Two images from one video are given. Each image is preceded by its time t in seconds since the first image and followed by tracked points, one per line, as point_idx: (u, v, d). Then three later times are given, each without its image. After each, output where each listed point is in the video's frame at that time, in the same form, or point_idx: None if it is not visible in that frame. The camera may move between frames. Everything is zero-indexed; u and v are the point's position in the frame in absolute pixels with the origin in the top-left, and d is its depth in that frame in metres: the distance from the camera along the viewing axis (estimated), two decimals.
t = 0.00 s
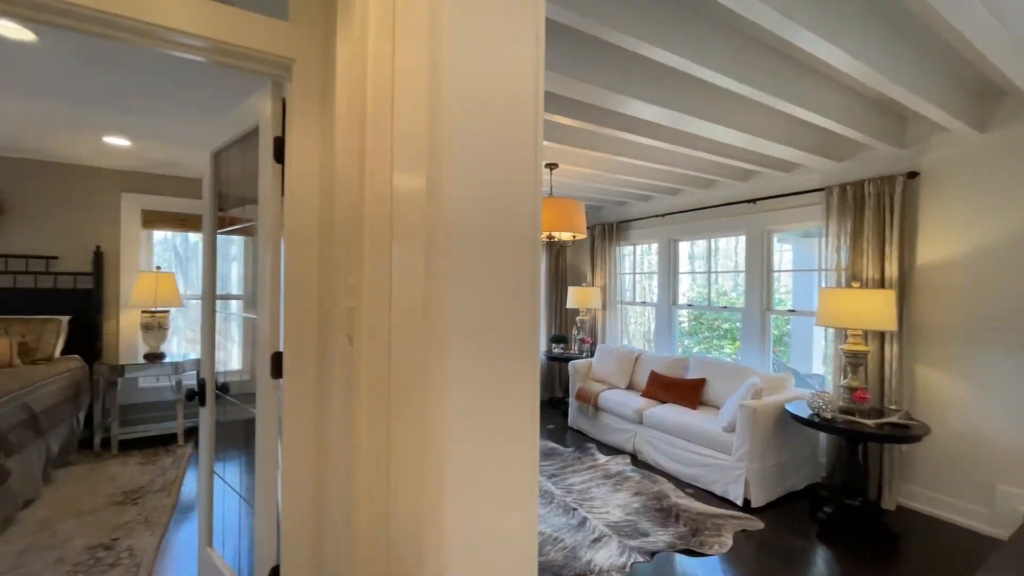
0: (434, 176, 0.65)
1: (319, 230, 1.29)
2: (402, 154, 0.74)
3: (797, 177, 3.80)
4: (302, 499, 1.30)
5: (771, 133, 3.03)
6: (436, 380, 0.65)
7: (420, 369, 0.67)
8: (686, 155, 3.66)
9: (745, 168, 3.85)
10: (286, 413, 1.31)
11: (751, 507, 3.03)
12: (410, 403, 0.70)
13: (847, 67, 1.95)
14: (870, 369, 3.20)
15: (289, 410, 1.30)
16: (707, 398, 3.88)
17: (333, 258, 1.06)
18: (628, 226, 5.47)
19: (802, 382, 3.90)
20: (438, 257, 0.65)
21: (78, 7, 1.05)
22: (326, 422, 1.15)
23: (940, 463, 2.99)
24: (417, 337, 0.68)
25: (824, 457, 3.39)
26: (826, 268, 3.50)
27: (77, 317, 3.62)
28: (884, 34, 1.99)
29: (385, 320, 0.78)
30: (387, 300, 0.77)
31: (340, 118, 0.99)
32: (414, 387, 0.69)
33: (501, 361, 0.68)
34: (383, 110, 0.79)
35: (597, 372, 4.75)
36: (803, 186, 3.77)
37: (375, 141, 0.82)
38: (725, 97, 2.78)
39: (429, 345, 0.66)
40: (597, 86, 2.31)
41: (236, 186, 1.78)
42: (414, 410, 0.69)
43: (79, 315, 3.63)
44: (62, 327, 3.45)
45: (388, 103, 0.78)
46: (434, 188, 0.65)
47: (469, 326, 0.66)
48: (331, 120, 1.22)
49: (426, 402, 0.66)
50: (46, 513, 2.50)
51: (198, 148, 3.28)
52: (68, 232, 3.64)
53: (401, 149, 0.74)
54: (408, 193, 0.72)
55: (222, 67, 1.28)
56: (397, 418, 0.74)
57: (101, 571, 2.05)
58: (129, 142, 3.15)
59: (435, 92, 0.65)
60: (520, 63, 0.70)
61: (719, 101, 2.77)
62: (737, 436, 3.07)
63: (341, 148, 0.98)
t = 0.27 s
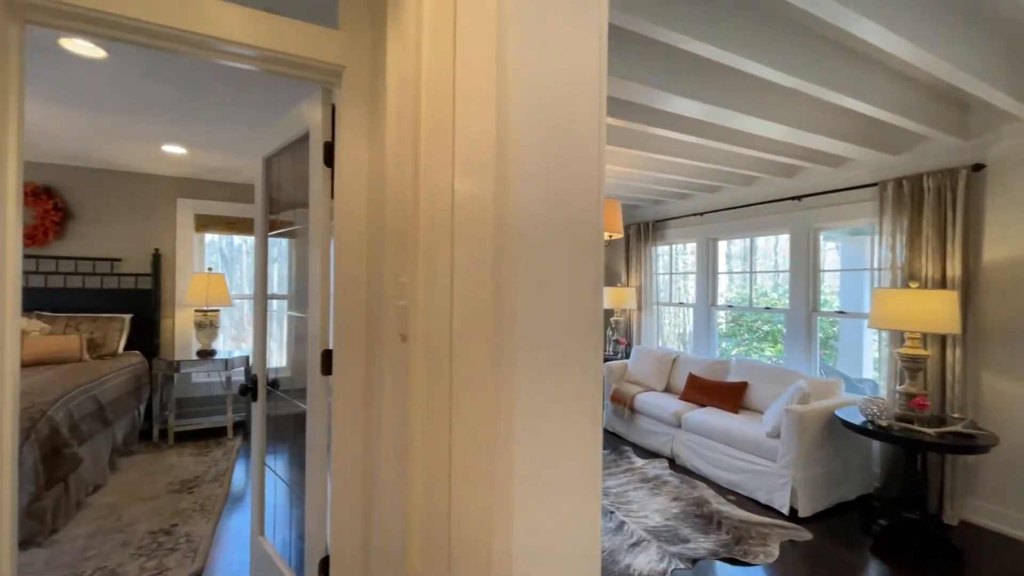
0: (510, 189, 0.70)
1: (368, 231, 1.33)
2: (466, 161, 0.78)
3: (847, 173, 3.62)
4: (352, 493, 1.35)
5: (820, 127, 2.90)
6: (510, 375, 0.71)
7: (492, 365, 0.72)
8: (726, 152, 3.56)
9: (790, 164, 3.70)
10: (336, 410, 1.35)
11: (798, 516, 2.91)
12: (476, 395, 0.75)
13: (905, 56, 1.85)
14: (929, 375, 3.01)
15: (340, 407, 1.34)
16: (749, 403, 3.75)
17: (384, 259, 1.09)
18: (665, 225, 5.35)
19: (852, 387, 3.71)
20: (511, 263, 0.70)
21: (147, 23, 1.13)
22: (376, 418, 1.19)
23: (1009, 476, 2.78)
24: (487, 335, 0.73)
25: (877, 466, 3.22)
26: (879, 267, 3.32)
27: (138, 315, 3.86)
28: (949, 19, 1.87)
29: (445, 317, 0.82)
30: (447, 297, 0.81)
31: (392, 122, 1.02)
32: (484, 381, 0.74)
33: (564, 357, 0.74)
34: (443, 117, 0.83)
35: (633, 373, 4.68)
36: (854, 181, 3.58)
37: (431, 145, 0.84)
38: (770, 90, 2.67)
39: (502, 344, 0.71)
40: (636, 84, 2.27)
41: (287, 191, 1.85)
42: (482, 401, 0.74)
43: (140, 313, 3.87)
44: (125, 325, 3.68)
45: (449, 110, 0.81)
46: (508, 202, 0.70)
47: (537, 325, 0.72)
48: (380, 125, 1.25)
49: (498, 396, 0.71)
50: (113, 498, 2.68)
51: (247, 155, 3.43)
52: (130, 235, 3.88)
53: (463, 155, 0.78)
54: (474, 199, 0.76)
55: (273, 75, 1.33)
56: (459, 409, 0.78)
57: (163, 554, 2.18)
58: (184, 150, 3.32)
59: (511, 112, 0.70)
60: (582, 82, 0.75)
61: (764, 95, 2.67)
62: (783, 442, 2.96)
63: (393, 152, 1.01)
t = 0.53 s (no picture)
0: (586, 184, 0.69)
1: (416, 231, 1.35)
2: (534, 158, 0.78)
3: (904, 166, 3.42)
4: (401, 490, 1.37)
5: (877, 118, 2.74)
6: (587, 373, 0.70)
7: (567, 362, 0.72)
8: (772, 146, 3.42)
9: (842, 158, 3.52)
10: (384, 409, 1.37)
11: (852, 529, 2.76)
12: (547, 392, 0.75)
13: (979, 38, 1.72)
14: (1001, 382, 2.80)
15: (390, 406, 1.36)
16: (796, 408, 3.59)
17: (436, 258, 1.10)
18: (703, 223, 5.20)
19: (911, 394, 3.49)
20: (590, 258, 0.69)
21: (210, 31, 1.18)
22: (427, 416, 1.20)
23: None
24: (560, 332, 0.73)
25: (940, 478, 3.02)
26: (942, 266, 3.11)
27: (191, 313, 4.06)
28: None
29: (513, 315, 0.82)
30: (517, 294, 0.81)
31: (448, 122, 1.03)
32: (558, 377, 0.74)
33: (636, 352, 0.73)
34: (509, 115, 0.83)
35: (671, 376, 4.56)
36: (912, 175, 3.37)
37: (499, 143, 0.85)
38: (823, 79, 2.54)
39: (578, 341, 0.70)
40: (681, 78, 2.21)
41: (337, 193, 1.91)
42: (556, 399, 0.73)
43: (192, 312, 4.07)
44: (179, 322, 3.88)
45: (516, 109, 0.81)
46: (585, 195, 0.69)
47: (614, 320, 0.71)
48: (429, 125, 1.27)
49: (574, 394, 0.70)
50: (171, 487, 2.82)
51: (292, 159, 3.56)
52: (184, 237, 4.09)
53: (533, 151, 0.78)
54: (544, 196, 0.76)
55: (325, 79, 1.37)
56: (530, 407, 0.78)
57: (218, 542, 2.27)
58: (234, 155, 3.47)
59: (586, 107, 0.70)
60: (648, 67, 0.73)
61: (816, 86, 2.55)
62: (836, 449, 2.81)
63: (448, 152, 1.02)
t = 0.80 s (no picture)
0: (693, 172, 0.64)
1: (465, 228, 1.32)
2: (622, 146, 0.73)
3: (969, 157, 3.18)
4: (448, 492, 1.34)
5: (944, 105, 2.55)
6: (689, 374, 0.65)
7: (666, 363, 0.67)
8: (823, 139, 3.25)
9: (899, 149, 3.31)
10: (431, 410, 1.35)
11: (914, 545, 2.59)
12: (637, 393, 0.71)
13: None
14: None
15: (437, 407, 1.34)
16: (847, 414, 3.40)
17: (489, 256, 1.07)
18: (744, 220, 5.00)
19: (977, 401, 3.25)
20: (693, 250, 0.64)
21: (260, 31, 1.19)
22: (478, 418, 1.17)
23: None
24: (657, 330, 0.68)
25: (1013, 493, 2.79)
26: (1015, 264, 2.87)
27: (235, 312, 4.20)
28: None
29: (591, 312, 0.78)
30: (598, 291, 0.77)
31: (509, 114, 0.99)
32: (658, 386, 0.68)
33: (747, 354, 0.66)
34: (588, 103, 0.79)
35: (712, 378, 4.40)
36: (979, 165, 3.13)
37: (575, 133, 0.81)
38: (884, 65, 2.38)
39: (686, 340, 0.64)
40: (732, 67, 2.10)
41: (382, 193, 1.92)
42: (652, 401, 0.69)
43: (236, 311, 4.20)
44: (224, 321, 4.01)
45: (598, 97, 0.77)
46: (690, 185, 0.64)
47: (721, 326, 0.64)
48: (479, 119, 1.24)
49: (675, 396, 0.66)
50: (218, 480, 2.91)
51: (331, 161, 3.62)
52: (228, 239, 4.23)
53: (620, 139, 0.73)
54: (635, 186, 0.71)
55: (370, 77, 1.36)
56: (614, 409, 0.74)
57: (263, 536, 2.32)
58: (276, 158, 3.56)
59: (692, 88, 0.64)
60: (757, 40, 0.67)
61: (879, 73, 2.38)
62: (895, 460, 2.64)
63: (506, 145, 0.99)
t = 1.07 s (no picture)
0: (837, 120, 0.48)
1: (508, 223, 1.26)
2: (717, 116, 0.60)
3: None
4: (489, 501, 1.29)
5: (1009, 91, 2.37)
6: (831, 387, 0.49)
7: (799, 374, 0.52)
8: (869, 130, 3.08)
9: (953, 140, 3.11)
10: (471, 415, 1.30)
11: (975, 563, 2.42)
12: (745, 411, 0.57)
13: None
14: None
15: (476, 411, 1.29)
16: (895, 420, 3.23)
17: (538, 254, 1.01)
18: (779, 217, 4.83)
19: None
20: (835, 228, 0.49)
21: (294, 24, 1.16)
22: (524, 424, 1.12)
23: None
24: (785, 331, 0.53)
25: None
26: None
27: (265, 311, 4.26)
28: None
29: (666, 312, 0.70)
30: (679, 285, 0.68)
31: (565, 101, 0.93)
32: (769, 408, 0.54)
33: (894, 375, 0.51)
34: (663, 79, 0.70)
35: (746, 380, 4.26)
36: None
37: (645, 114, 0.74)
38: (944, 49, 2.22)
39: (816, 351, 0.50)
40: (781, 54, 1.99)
41: (417, 192, 1.90)
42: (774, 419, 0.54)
43: (266, 310, 4.26)
44: (255, 320, 4.07)
45: (676, 69, 0.68)
46: (830, 144, 0.49)
47: (862, 338, 0.49)
48: (523, 110, 1.18)
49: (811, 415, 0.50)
50: (250, 478, 2.94)
51: (359, 161, 3.63)
52: (259, 239, 4.30)
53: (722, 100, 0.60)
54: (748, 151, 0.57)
55: (404, 69, 1.32)
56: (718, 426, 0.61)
57: (295, 536, 2.32)
58: (306, 159, 3.59)
59: (832, 21, 0.49)
60: None
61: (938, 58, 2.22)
62: (953, 471, 2.47)
63: (561, 136, 0.93)
